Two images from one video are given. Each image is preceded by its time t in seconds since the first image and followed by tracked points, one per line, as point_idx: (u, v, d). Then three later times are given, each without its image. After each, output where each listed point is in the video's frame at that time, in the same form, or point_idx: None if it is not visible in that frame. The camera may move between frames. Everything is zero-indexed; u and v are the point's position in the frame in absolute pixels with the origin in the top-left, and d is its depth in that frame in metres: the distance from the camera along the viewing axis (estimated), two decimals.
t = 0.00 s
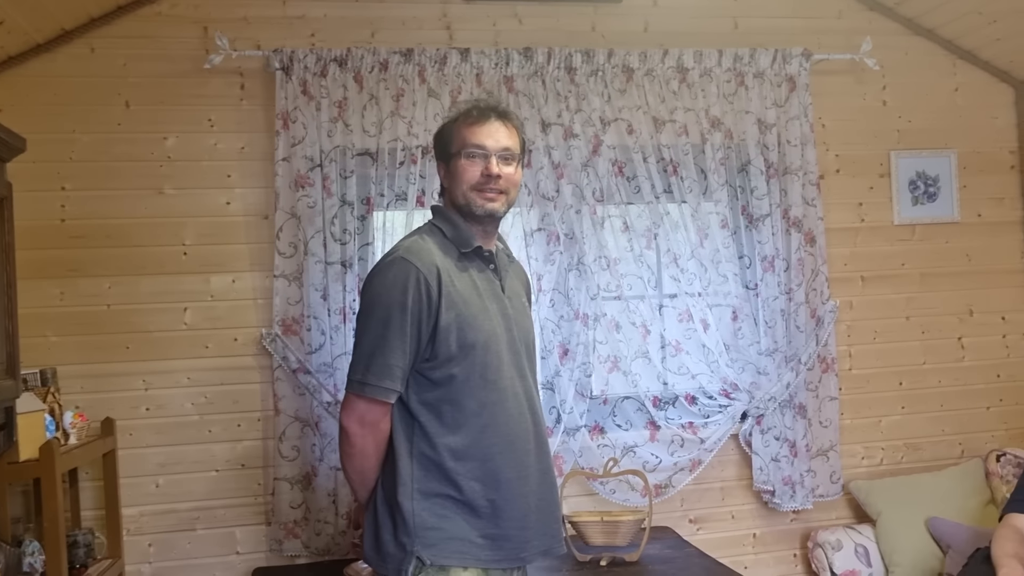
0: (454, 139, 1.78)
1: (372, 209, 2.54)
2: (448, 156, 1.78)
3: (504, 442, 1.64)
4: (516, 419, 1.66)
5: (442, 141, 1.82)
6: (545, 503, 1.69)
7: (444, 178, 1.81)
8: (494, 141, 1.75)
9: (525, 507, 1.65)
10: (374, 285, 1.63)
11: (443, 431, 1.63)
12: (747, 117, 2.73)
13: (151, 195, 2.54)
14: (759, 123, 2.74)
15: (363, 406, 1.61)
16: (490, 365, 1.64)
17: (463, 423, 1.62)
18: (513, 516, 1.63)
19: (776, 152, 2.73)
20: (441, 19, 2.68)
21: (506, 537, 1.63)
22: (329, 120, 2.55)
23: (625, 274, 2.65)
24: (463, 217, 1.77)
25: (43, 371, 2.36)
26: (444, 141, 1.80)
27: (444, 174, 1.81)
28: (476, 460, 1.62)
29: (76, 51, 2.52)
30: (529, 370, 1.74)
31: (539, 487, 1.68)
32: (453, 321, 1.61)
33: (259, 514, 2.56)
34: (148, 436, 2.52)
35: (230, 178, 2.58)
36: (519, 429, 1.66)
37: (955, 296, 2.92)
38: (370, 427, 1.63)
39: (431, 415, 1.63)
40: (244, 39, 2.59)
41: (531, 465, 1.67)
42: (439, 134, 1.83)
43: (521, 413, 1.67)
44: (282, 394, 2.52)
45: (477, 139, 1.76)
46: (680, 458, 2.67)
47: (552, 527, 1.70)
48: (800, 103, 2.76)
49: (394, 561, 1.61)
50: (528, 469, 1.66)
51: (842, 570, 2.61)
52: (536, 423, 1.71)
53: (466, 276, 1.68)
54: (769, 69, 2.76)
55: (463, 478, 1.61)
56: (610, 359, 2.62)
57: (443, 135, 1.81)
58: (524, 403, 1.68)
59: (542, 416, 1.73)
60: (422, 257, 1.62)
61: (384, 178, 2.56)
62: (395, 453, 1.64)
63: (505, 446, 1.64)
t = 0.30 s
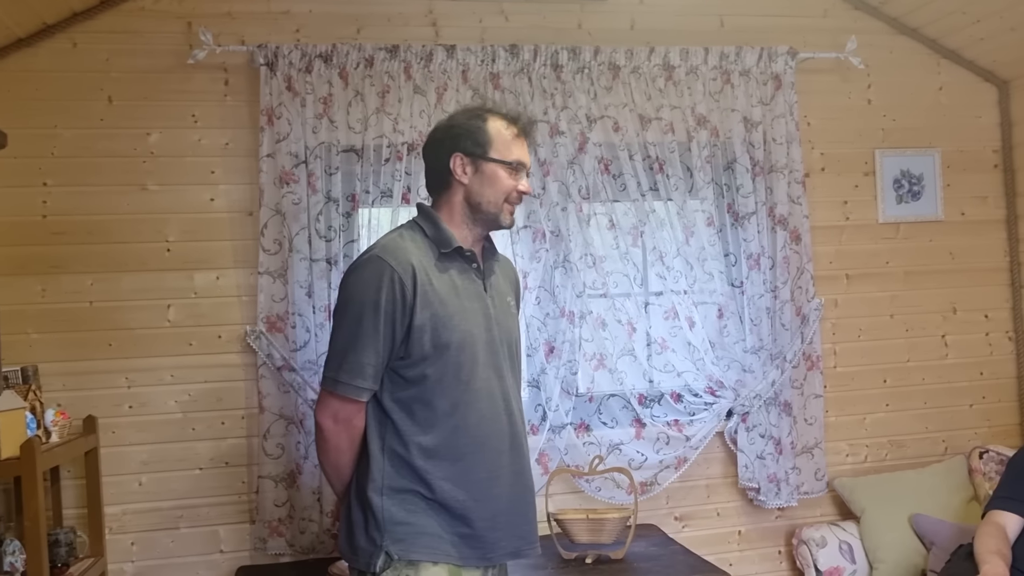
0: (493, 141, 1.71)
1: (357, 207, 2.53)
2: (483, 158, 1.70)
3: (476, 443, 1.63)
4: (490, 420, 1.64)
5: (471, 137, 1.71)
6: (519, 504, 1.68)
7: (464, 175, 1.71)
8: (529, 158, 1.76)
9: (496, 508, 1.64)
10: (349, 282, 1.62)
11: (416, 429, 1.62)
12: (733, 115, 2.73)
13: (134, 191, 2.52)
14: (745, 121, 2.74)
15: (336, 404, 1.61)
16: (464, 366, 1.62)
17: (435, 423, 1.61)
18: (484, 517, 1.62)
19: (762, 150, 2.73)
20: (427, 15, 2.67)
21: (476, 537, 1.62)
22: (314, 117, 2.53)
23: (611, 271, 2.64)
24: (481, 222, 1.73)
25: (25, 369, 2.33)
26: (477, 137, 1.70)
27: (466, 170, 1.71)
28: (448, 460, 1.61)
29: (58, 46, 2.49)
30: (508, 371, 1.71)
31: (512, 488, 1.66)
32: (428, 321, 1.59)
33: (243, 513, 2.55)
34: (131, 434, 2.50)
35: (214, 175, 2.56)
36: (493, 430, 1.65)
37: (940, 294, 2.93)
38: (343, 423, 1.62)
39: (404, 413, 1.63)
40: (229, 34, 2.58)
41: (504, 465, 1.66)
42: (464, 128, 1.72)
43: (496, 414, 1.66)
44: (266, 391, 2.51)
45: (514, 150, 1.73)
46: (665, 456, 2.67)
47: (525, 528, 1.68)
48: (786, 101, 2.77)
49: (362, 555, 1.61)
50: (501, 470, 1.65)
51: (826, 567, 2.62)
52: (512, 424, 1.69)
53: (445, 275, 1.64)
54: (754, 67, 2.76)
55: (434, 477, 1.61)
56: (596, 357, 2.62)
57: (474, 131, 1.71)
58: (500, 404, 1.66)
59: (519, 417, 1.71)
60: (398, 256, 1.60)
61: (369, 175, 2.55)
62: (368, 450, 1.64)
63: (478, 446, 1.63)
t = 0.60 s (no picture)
0: (483, 141, 1.71)
1: (344, 203, 2.52)
2: (474, 157, 1.70)
3: (457, 440, 1.62)
4: (470, 417, 1.64)
5: (464, 135, 1.70)
6: (500, 500, 1.68)
7: (454, 172, 1.70)
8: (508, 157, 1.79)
9: (479, 504, 1.64)
10: (326, 283, 1.60)
11: (395, 429, 1.61)
12: (721, 112, 2.73)
13: (119, 187, 2.50)
14: (732, 119, 2.74)
15: (316, 406, 1.59)
16: (443, 364, 1.61)
17: (416, 422, 1.60)
18: (467, 513, 1.63)
19: (749, 147, 2.74)
20: (415, 12, 2.67)
21: (459, 534, 1.62)
22: (301, 113, 2.52)
23: (598, 268, 2.65)
24: (463, 220, 1.74)
25: (9, 366, 2.32)
26: (469, 136, 1.70)
27: (455, 167, 1.70)
28: (429, 458, 1.61)
29: (42, 40, 2.48)
30: (487, 366, 1.70)
31: (493, 484, 1.66)
32: (407, 320, 1.58)
33: (229, 510, 2.54)
34: (116, 431, 2.49)
35: (200, 171, 2.55)
36: (473, 427, 1.65)
37: (925, 291, 2.95)
38: (323, 425, 1.60)
39: (384, 413, 1.62)
40: (215, 30, 2.56)
41: (486, 462, 1.66)
42: (455, 125, 1.70)
43: (476, 411, 1.65)
44: (252, 388, 2.49)
45: (498, 149, 1.75)
46: (653, 452, 2.67)
47: (507, 523, 1.69)
48: (773, 98, 2.77)
49: (344, 557, 1.60)
50: (482, 467, 1.65)
51: (812, 562, 2.63)
52: (493, 419, 1.69)
53: (422, 273, 1.63)
54: (742, 65, 2.76)
55: (416, 476, 1.60)
56: (584, 354, 2.62)
57: (465, 129, 1.70)
58: (480, 400, 1.66)
59: (500, 413, 1.71)
60: (374, 255, 1.58)
61: (356, 171, 2.53)
62: (348, 451, 1.62)
63: (458, 444, 1.62)
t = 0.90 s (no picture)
0: (445, 132, 1.71)
1: (334, 200, 2.52)
2: (437, 149, 1.70)
3: (427, 439, 1.61)
4: (440, 414, 1.63)
5: (425, 127, 1.70)
6: (474, 495, 1.67)
7: (416, 165, 1.70)
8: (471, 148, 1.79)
9: (452, 502, 1.63)
10: (289, 286, 1.59)
11: (365, 429, 1.60)
12: (711, 110, 2.74)
13: (107, 184, 2.49)
14: (722, 117, 2.75)
15: (282, 410, 1.58)
16: (411, 362, 1.60)
17: (384, 422, 1.59)
18: (440, 511, 1.62)
19: (739, 145, 2.74)
20: (405, 9, 2.66)
21: (433, 532, 1.61)
22: (291, 110, 2.51)
23: (588, 266, 2.65)
24: (429, 213, 1.74)
25: None
26: (431, 128, 1.70)
27: (418, 159, 1.70)
28: (399, 458, 1.60)
29: (29, 36, 2.46)
30: (458, 362, 1.69)
31: (466, 481, 1.65)
32: (372, 320, 1.58)
33: (218, 509, 2.53)
34: (104, 429, 2.48)
35: (189, 168, 2.54)
36: (444, 424, 1.63)
37: (914, 289, 2.96)
38: (292, 428, 1.60)
39: (352, 414, 1.61)
40: (204, 26, 2.55)
41: (458, 459, 1.65)
42: (416, 117, 1.70)
43: (447, 409, 1.64)
44: (242, 386, 2.48)
45: (462, 140, 1.75)
46: (643, 450, 2.67)
47: (480, 520, 1.68)
48: (763, 96, 2.78)
49: (317, 559, 1.60)
50: (454, 464, 1.64)
51: (802, 559, 2.63)
52: (464, 415, 1.68)
53: (387, 271, 1.62)
54: (732, 63, 2.76)
55: (386, 476, 1.60)
56: (574, 352, 2.62)
57: (427, 120, 1.70)
58: (451, 398, 1.65)
59: (472, 408, 1.70)
60: (337, 256, 1.57)
61: (346, 169, 2.53)
62: (319, 454, 1.62)
63: (429, 443, 1.61)
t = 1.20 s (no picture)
0: (405, 123, 1.71)
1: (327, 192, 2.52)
2: (397, 140, 1.70)
3: (388, 439, 1.61)
4: (403, 414, 1.62)
5: (384, 118, 1.69)
6: (438, 493, 1.68)
7: (377, 157, 1.69)
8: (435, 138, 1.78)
9: (414, 501, 1.64)
10: (247, 288, 1.59)
11: (326, 429, 1.61)
12: (704, 104, 2.74)
13: (99, 176, 2.48)
14: (715, 110, 2.75)
15: (242, 411, 1.60)
16: (372, 362, 1.60)
17: (345, 423, 1.60)
18: (402, 511, 1.62)
19: (732, 138, 2.74)
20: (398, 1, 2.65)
21: (395, 532, 1.62)
22: (284, 102, 2.50)
23: (582, 259, 2.65)
24: (393, 205, 1.73)
25: None
26: (390, 118, 1.69)
27: (378, 150, 1.70)
28: (360, 459, 1.60)
29: (20, 27, 2.45)
30: (423, 359, 1.69)
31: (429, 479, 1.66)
32: (332, 321, 1.57)
33: (210, 501, 2.53)
34: (97, 422, 2.47)
35: (181, 160, 2.53)
36: (408, 424, 1.63)
37: (906, 283, 2.97)
38: (252, 428, 1.61)
39: (313, 414, 1.62)
40: (196, 18, 2.54)
41: (421, 458, 1.65)
42: (375, 108, 1.69)
43: (410, 408, 1.64)
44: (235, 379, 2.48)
45: (424, 130, 1.74)
46: (635, 443, 2.68)
47: (443, 518, 1.69)
48: (756, 90, 2.78)
49: (278, 557, 1.61)
50: (417, 464, 1.64)
51: (794, 552, 2.64)
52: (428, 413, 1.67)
53: (349, 270, 1.62)
54: (725, 56, 2.76)
55: (348, 477, 1.60)
56: (567, 345, 2.62)
57: (386, 111, 1.69)
58: (415, 397, 1.65)
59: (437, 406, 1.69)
60: (295, 257, 1.57)
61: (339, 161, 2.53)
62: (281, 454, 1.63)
63: (391, 443, 1.61)
